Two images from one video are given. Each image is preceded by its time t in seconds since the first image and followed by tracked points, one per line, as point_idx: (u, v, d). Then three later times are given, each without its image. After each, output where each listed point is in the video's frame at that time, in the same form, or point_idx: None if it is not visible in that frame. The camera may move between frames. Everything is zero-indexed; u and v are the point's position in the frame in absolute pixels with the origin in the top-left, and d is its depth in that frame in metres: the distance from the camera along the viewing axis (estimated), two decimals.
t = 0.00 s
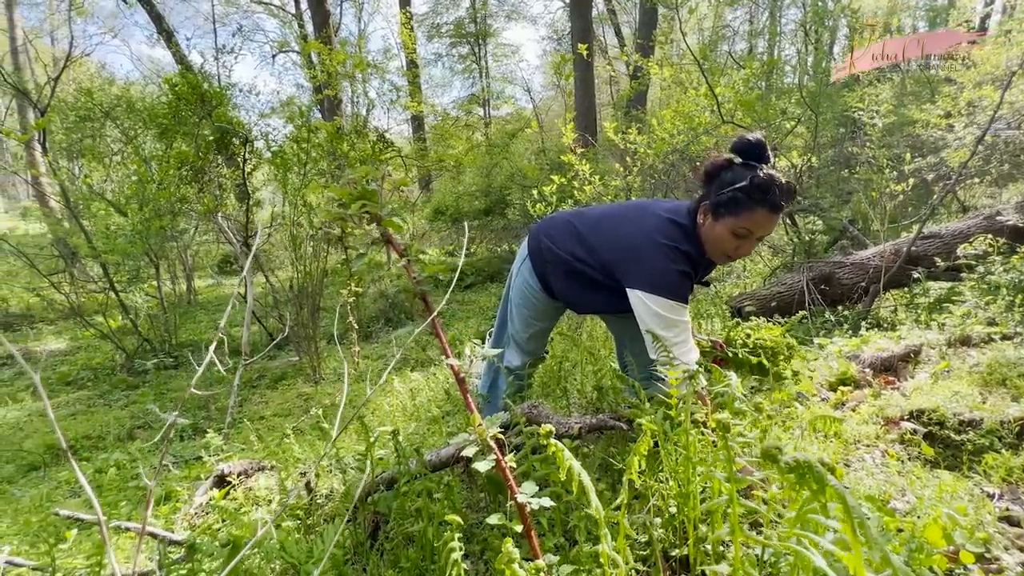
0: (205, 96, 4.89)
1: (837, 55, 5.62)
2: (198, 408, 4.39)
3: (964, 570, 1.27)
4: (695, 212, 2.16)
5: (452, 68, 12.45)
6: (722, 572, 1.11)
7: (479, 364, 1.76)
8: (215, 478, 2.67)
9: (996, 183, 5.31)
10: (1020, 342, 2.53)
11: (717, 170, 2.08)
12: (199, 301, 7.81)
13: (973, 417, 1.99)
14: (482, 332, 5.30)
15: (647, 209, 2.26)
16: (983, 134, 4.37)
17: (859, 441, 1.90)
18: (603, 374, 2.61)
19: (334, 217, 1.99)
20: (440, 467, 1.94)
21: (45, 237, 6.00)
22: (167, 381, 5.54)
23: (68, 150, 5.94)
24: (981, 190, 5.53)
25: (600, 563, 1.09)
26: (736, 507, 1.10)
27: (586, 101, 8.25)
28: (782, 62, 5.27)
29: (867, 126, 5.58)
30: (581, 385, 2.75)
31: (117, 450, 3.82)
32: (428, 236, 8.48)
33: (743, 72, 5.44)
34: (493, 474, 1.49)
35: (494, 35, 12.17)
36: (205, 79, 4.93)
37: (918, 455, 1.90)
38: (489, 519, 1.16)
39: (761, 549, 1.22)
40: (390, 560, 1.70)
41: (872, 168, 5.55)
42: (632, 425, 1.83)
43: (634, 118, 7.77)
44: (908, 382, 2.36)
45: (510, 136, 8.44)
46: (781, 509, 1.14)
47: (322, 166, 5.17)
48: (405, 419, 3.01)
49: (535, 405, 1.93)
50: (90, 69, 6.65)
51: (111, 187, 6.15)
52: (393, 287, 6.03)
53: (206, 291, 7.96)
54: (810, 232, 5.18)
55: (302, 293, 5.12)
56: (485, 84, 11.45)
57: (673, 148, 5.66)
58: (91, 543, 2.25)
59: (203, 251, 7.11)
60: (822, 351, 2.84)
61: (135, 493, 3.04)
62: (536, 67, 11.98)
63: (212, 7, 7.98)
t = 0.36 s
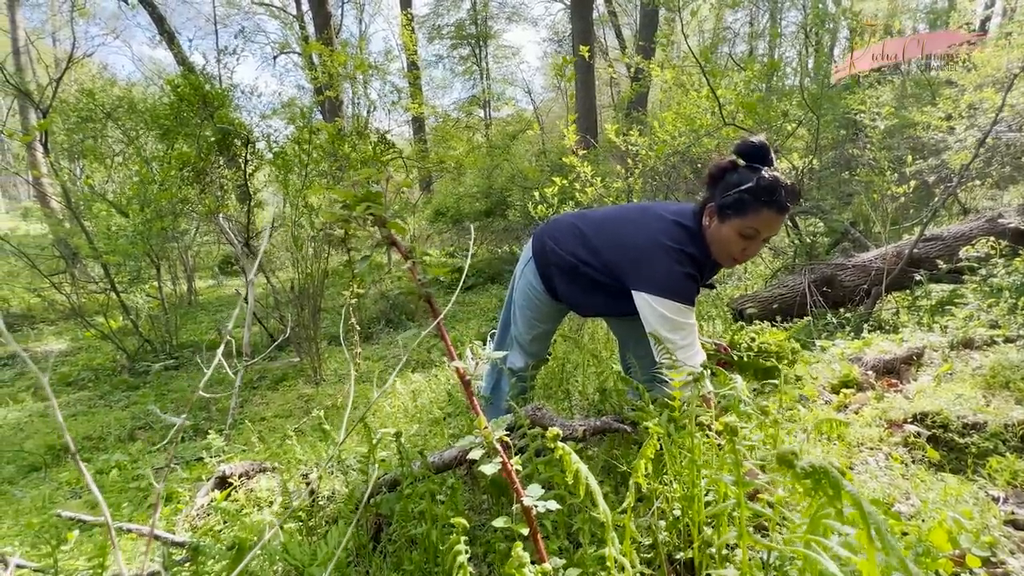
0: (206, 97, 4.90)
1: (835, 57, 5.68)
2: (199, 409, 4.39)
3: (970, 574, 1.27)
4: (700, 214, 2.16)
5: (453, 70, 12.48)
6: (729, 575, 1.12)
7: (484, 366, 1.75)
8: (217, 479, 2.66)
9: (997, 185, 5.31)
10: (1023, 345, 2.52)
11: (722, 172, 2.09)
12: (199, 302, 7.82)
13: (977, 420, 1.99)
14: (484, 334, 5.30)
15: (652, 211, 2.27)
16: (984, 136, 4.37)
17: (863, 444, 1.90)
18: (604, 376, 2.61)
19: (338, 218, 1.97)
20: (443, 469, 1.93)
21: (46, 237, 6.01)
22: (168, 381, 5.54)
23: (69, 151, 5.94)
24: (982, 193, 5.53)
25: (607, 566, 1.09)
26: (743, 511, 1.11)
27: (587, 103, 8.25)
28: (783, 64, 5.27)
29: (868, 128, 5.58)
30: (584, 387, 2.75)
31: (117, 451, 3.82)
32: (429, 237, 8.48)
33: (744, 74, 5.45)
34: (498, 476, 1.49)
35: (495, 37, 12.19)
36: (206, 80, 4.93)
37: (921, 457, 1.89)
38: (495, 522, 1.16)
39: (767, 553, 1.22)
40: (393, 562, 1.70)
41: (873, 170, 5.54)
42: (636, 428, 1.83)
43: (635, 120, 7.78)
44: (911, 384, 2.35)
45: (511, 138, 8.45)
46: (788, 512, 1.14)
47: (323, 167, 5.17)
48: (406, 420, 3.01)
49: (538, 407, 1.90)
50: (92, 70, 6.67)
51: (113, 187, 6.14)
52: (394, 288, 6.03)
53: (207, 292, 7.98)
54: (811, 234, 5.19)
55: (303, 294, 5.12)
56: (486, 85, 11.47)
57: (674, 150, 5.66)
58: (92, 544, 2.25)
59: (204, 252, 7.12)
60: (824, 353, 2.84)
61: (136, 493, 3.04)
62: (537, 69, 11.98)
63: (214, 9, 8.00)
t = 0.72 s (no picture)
0: (206, 97, 4.89)
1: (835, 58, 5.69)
2: (199, 409, 4.39)
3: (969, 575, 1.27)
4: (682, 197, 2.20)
5: (453, 70, 12.49)
6: None
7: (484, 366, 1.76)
8: (216, 479, 2.65)
9: (997, 187, 5.32)
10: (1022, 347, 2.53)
11: (702, 155, 2.15)
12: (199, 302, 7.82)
13: (976, 421, 1.99)
14: (484, 334, 5.31)
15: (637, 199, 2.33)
16: (984, 138, 4.37)
17: (862, 445, 1.90)
18: (604, 376, 2.62)
19: (338, 219, 1.97)
20: (443, 469, 1.93)
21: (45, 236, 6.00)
22: (167, 381, 5.53)
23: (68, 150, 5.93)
24: (981, 194, 5.54)
25: (608, 567, 1.10)
26: (744, 512, 1.11)
27: (587, 103, 8.26)
28: (783, 65, 5.28)
29: (868, 130, 5.59)
30: (584, 387, 2.76)
31: (117, 451, 3.82)
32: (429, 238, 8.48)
33: (744, 75, 5.45)
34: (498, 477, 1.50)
35: (495, 37, 12.19)
36: (206, 80, 4.93)
37: (921, 459, 1.90)
38: (496, 522, 1.16)
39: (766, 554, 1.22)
40: (393, 563, 1.70)
41: (872, 171, 5.55)
42: (636, 429, 1.84)
43: (635, 121, 7.79)
44: (910, 386, 2.35)
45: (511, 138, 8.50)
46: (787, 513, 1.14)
47: (324, 167, 5.18)
48: (406, 421, 3.02)
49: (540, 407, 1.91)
50: (92, 69, 6.67)
51: (113, 187, 6.14)
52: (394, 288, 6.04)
53: (207, 291, 7.98)
54: (810, 235, 5.21)
55: (303, 294, 5.12)
56: (486, 86, 11.49)
57: (674, 151, 5.68)
58: (92, 544, 2.25)
59: (204, 252, 7.12)
60: (823, 354, 2.83)
61: (135, 494, 3.04)
62: (537, 69, 11.99)
63: (214, 8, 8.00)
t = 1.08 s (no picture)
0: (208, 97, 4.90)
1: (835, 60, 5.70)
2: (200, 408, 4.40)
3: None
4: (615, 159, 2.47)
5: (454, 69, 12.50)
6: None
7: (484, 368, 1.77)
8: (217, 479, 2.65)
9: (998, 189, 5.32)
10: (1022, 349, 2.53)
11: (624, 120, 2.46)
12: (199, 301, 7.84)
13: (976, 424, 1.99)
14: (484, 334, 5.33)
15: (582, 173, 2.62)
16: (985, 139, 4.37)
17: (862, 447, 1.91)
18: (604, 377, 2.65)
19: (342, 221, 2.03)
20: (444, 470, 1.93)
21: (47, 235, 6.02)
22: (168, 380, 5.54)
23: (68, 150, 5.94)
24: (981, 196, 5.55)
25: (610, 569, 1.10)
26: (745, 515, 1.12)
27: (588, 103, 8.27)
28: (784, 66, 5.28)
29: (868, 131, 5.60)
30: (584, 388, 2.80)
31: (118, 450, 3.83)
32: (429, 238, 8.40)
33: (745, 75, 5.45)
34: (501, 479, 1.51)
35: (495, 37, 12.21)
36: (207, 80, 4.94)
37: (920, 461, 1.90)
38: (498, 524, 1.17)
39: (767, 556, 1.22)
40: (394, 563, 1.71)
41: (873, 173, 5.56)
42: (637, 431, 1.85)
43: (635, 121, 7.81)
44: (911, 388, 2.35)
45: (511, 139, 8.50)
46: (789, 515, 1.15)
47: (325, 167, 5.19)
48: (407, 421, 3.03)
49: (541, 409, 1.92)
50: (93, 68, 6.68)
51: (114, 186, 6.16)
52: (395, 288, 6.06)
53: (207, 291, 7.99)
54: (811, 236, 5.22)
55: (304, 293, 5.13)
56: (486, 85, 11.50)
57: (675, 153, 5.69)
58: (93, 543, 2.26)
59: (205, 251, 7.14)
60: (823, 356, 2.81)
61: (135, 493, 3.03)
62: (538, 69, 12.01)
63: (216, 7, 8.01)
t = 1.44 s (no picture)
0: (213, 98, 4.93)
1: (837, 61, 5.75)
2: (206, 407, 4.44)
3: None
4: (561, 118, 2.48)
5: (457, 67, 12.49)
6: None
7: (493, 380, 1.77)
8: (225, 480, 2.68)
9: (1003, 191, 5.31)
10: None
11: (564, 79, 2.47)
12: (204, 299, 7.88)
13: (978, 433, 2.00)
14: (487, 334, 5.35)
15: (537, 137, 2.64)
16: (990, 143, 4.36)
17: (865, 455, 1.91)
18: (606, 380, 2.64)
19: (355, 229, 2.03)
20: (450, 477, 1.93)
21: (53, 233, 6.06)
22: (174, 379, 5.58)
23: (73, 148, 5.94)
24: (986, 198, 5.53)
25: None
26: (752, 535, 1.15)
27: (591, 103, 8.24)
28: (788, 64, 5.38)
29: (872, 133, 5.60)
30: (587, 391, 2.80)
31: (125, 449, 3.87)
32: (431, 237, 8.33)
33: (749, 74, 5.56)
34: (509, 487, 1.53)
35: (498, 34, 12.19)
36: (213, 81, 4.95)
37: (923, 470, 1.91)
38: (510, 536, 1.19)
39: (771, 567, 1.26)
40: (403, 568, 1.73)
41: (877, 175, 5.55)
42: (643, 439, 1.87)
43: (639, 121, 7.81)
44: (913, 395, 2.33)
45: (515, 138, 8.51)
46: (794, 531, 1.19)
47: (329, 167, 5.21)
48: (412, 422, 3.06)
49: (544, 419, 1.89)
50: (98, 66, 6.72)
51: (119, 184, 6.20)
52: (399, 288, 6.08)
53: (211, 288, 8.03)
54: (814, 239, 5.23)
55: (308, 293, 5.17)
56: (489, 83, 11.50)
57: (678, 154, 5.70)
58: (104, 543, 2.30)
59: (209, 249, 7.18)
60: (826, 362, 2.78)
61: (143, 494, 3.07)
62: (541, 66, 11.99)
63: (219, 5, 8.03)
